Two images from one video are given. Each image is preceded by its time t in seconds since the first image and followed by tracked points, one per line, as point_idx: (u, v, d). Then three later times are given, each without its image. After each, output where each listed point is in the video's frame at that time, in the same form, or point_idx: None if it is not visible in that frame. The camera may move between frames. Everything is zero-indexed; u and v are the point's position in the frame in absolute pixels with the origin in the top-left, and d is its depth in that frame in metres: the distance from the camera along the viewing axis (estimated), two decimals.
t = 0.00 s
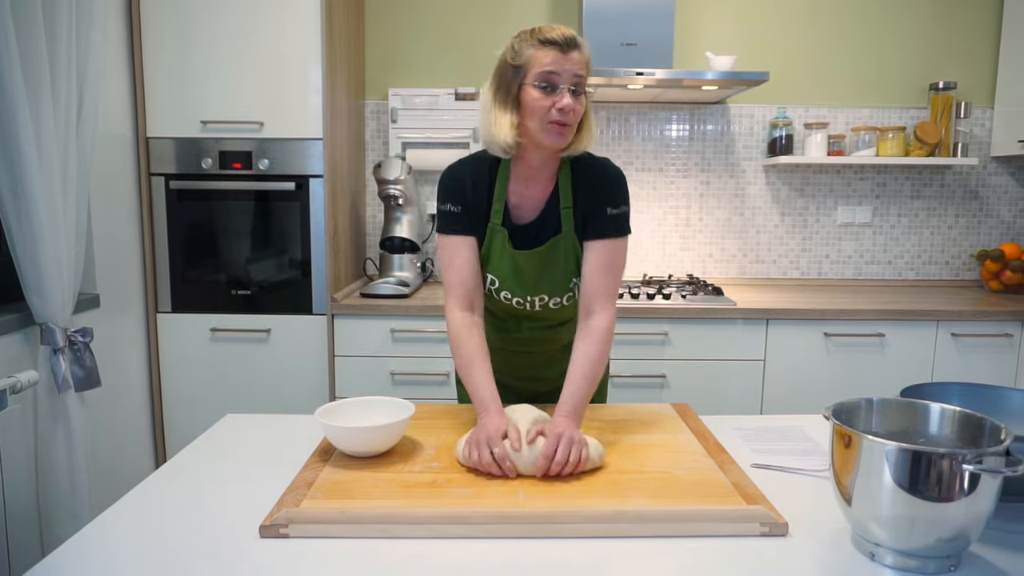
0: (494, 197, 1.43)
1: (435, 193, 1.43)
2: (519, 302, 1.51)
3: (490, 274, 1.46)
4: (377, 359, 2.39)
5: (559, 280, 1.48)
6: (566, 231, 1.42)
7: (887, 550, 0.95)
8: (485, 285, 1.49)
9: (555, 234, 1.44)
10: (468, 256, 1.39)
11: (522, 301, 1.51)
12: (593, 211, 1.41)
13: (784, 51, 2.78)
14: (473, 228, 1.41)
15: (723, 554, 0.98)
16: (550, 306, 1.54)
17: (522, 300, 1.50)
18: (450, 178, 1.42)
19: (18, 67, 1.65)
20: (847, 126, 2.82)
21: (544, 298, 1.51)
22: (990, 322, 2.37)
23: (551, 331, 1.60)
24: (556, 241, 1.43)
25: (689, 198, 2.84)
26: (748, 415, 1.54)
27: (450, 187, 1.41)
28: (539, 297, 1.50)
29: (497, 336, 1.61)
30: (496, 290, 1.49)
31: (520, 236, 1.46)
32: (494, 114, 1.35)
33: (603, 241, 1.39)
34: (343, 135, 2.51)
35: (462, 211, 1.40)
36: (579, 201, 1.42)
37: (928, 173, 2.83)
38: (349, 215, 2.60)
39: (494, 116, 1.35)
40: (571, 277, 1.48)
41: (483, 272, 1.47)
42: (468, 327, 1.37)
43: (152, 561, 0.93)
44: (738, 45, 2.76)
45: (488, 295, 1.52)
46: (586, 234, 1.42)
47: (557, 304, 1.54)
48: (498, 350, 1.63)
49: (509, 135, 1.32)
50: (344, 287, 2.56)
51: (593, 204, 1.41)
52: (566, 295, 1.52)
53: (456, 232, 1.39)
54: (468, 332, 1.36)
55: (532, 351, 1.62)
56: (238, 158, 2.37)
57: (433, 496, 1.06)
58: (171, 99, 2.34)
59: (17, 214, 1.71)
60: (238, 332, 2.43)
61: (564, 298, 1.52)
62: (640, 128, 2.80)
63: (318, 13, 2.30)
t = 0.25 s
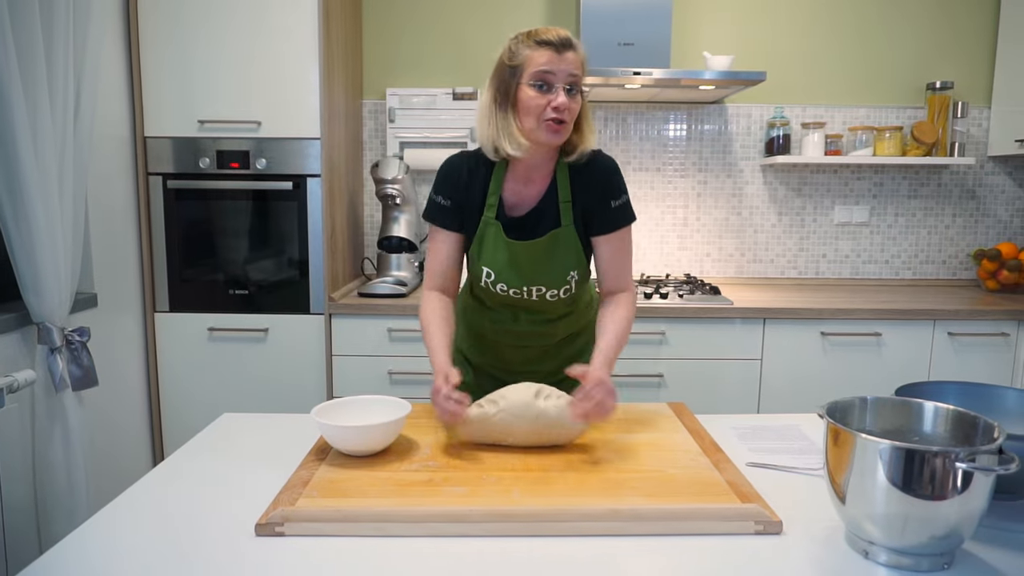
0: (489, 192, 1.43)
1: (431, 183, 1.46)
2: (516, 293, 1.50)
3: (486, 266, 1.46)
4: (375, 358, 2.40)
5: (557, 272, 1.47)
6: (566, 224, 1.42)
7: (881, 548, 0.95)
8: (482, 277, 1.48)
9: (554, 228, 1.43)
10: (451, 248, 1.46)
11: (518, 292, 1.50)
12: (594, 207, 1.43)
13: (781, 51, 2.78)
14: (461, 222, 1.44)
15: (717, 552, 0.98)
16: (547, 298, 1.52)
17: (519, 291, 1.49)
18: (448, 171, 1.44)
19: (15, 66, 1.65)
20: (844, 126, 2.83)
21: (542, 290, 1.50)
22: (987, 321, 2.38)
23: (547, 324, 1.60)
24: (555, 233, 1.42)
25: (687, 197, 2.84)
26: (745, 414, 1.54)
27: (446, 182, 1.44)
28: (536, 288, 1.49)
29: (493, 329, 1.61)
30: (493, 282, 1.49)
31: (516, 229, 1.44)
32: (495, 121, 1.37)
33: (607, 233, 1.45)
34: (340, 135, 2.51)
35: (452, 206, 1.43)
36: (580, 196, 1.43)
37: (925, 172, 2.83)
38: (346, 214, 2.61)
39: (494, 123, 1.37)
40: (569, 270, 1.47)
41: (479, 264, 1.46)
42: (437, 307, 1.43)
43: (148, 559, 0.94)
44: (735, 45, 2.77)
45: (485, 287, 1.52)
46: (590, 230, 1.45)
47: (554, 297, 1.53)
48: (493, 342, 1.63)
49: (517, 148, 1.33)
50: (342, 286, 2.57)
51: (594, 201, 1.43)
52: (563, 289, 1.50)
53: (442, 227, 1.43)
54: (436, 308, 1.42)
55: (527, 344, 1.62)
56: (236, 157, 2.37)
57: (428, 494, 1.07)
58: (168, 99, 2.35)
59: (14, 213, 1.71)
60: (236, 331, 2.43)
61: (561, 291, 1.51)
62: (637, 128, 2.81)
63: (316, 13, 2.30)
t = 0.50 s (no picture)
0: (489, 196, 1.44)
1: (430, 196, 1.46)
2: (512, 295, 1.50)
3: (483, 269, 1.45)
4: (372, 358, 2.40)
5: (554, 279, 1.47)
6: (563, 234, 1.43)
7: (874, 547, 0.95)
8: (480, 280, 1.47)
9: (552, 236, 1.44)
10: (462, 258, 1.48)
11: (515, 294, 1.49)
12: (591, 221, 1.44)
13: (778, 51, 2.79)
14: (462, 233, 1.45)
15: (711, 551, 0.98)
16: (542, 303, 1.52)
17: (515, 294, 1.49)
18: (444, 184, 1.45)
19: (12, 64, 1.65)
20: (840, 126, 2.83)
21: (538, 294, 1.49)
22: (983, 321, 2.39)
23: (542, 323, 1.60)
24: (553, 241, 1.43)
25: (684, 197, 2.85)
26: (739, 414, 1.55)
27: (443, 194, 1.44)
28: (532, 292, 1.49)
29: (489, 325, 1.61)
30: (490, 285, 1.48)
31: (515, 235, 1.46)
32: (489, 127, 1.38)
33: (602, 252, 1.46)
34: (337, 135, 2.52)
35: (452, 218, 1.44)
36: (578, 208, 1.44)
37: (921, 172, 2.84)
38: (343, 214, 2.61)
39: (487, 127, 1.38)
40: (566, 278, 1.47)
41: (477, 266, 1.46)
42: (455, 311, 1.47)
43: (144, 558, 0.94)
44: (732, 45, 2.77)
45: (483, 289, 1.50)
46: (586, 246, 1.46)
47: (549, 302, 1.53)
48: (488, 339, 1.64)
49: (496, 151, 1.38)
50: (339, 286, 2.57)
51: (591, 215, 1.44)
52: (560, 295, 1.50)
53: (447, 239, 1.45)
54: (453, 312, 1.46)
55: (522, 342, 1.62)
56: (233, 157, 2.37)
57: (424, 493, 1.07)
58: (165, 99, 2.35)
59: (10, 213, 1.71)
60: (233, 331, 2.43)
61: (557, 297, 1.51)
62: (634, 128, 2.81)
63: (313, 13, 2.30)
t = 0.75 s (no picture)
0: (486, 191, 1.44)
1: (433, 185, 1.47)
2: (513, 286, 1.50)
3: (484, 261, 1.45)
4: (370, 358, 2.40)
5: (557, 267, 1.47)
6: (565, 225, 1.43)
7: (868, 546, 0.96)
8: (480, 272, 1.47)
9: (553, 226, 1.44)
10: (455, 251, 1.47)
11: (515, 286, 1.49)
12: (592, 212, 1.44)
13: (775, 52, 2.79)
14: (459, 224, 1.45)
15: (706, 550, 0.99)
16: (543, 294, 1.52)
17: (516, 284, 1.48)
18: (446, 175, 1.46)
19: (9, 65, 1.65)
20: (838, 127, 2.84)
21: (539, 285, 1.49)
22: (979, 321, 2.39)
23: (542, 321, 1.60)
24: (555, 231, 1.43)
25: (682, 197, 2.85)
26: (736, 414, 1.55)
27: (444, 185, 1.45)
28: (533, 283, 1.49)
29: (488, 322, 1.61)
30: (490, 277, 1.48)
31: (516, 225, 1.45)
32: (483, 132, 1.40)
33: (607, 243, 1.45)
34: (335, 135, 2.52)
35: (450, 208, 1.44)
36: (579, 199, 1.43)
37: (918, 173, 2.84)
38: (341, 215, 2.61)
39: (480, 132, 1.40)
40: (568, 268, 1.47)
41: (477, 259, 1.45)
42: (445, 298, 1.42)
43: (141, 557, 0.94)
44: (729, 45, 2.78)
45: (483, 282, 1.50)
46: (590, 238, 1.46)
47: (550, 294, 1.52)
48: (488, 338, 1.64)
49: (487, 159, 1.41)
50: (337, 286, 2.57)
51: (593, 205, 1.43)
52: (561, 285, 1.50)
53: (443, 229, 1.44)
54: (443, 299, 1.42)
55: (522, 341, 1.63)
56: (231, 158, 2.37)
57: (421, 493, 1.07)
58: (163, 99, 2.35)
59: (7, 213, 1.71)
60: (231, 331, 2.43)
61: (558, 288, 1.51)
62: (632, 128, 2.82)
63: (311, 14, 2.30)
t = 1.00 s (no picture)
0: (482, 202, 1.44)
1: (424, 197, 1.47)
2: (513, 300, 1.50)
3: (483, 274, 1.45)
4: (367, 358, 2.40)
5: (556, 281, 1.47)
6: (562, 234, 1.43)
7: (864, 544, 0.96)
8: (479, 286, 1.47)
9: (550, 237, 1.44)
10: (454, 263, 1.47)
11: (515, 299, 1.50)
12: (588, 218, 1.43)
13: (772, 52, 2.80)
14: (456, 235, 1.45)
15: (702, 549, 0.99)
16: (544, 307, 1.53)
17: (516, 298, 1.49)
18: (438, 185, 1.46)
19: (5, 64, 1.65)
20: (835, 126, 2.84)
21: (540, 298, 1.50)
22: (976, 320, 2.40)
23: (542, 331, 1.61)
24: (553, 242, 1.42)
25: (679, 197, 2.86)
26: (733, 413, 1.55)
27: (437, 196, 1.45)
28: (534, 296, 1.50)
29: (489, 334, 1.62)
30: (489, 291, 1.48)
31: (512, 236, 1.45)
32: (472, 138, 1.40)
33: (602, 250, 1.42)
34: (332, 134, 2.52)
35: (446, 219, 1.44)
36: (574, 206, 1.43)
37: (915, 173, 2.85)
38: (339, 215, 2.61)
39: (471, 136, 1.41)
40: (569, 280, 1.47)
41: (475, 272, 1.46)
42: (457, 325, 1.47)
43: (137, 557, 0.94)
44: (726, 45, 2.78)
45: (482, 295, 1.51)
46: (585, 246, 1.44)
47: (551, 306, 1.53)
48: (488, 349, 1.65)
49: (475, 168, 1.41)
50: (335, 286, 2.57)
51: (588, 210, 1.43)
52: (561, 297, 1.50)
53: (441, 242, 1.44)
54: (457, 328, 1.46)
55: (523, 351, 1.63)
56: (228, 157, 2.37)
57: (418, 492, 1.07)
58: (161, 100, 2.35)
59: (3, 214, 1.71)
60: (229, 331, 2.43)
61: (559, 299, 1.51)
62: (630, 129, 2.82)
63: (308, 14, 2.30)
